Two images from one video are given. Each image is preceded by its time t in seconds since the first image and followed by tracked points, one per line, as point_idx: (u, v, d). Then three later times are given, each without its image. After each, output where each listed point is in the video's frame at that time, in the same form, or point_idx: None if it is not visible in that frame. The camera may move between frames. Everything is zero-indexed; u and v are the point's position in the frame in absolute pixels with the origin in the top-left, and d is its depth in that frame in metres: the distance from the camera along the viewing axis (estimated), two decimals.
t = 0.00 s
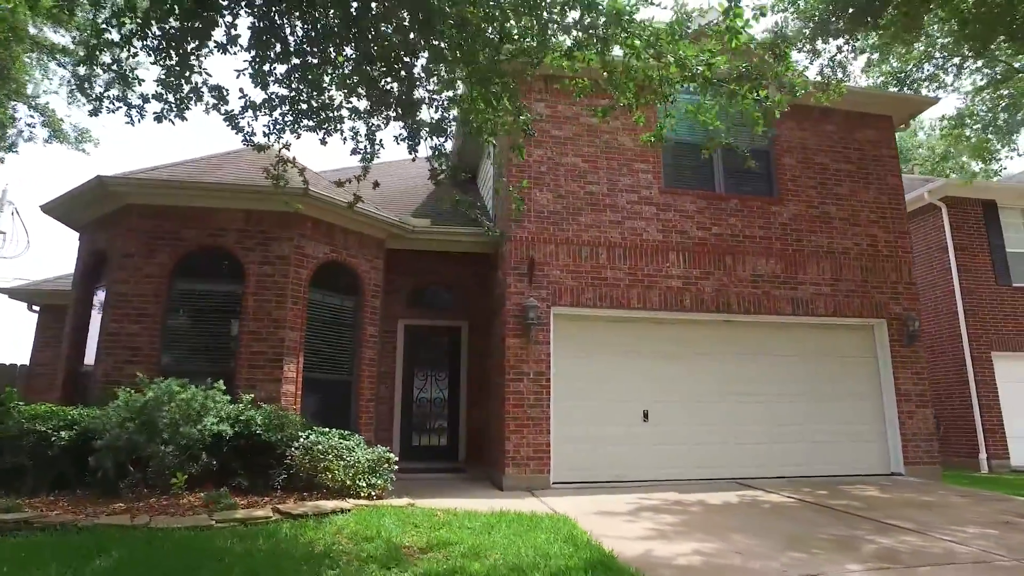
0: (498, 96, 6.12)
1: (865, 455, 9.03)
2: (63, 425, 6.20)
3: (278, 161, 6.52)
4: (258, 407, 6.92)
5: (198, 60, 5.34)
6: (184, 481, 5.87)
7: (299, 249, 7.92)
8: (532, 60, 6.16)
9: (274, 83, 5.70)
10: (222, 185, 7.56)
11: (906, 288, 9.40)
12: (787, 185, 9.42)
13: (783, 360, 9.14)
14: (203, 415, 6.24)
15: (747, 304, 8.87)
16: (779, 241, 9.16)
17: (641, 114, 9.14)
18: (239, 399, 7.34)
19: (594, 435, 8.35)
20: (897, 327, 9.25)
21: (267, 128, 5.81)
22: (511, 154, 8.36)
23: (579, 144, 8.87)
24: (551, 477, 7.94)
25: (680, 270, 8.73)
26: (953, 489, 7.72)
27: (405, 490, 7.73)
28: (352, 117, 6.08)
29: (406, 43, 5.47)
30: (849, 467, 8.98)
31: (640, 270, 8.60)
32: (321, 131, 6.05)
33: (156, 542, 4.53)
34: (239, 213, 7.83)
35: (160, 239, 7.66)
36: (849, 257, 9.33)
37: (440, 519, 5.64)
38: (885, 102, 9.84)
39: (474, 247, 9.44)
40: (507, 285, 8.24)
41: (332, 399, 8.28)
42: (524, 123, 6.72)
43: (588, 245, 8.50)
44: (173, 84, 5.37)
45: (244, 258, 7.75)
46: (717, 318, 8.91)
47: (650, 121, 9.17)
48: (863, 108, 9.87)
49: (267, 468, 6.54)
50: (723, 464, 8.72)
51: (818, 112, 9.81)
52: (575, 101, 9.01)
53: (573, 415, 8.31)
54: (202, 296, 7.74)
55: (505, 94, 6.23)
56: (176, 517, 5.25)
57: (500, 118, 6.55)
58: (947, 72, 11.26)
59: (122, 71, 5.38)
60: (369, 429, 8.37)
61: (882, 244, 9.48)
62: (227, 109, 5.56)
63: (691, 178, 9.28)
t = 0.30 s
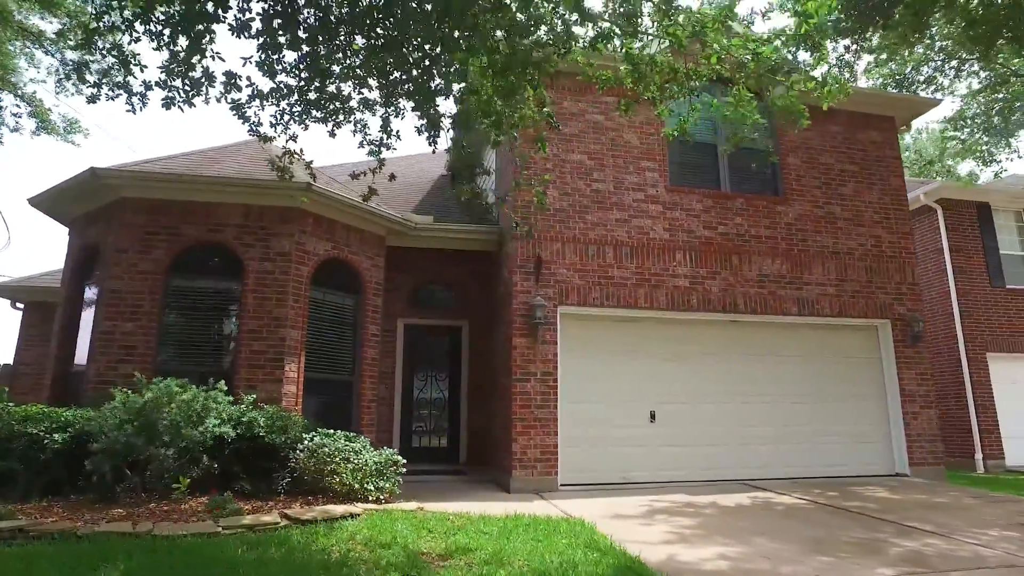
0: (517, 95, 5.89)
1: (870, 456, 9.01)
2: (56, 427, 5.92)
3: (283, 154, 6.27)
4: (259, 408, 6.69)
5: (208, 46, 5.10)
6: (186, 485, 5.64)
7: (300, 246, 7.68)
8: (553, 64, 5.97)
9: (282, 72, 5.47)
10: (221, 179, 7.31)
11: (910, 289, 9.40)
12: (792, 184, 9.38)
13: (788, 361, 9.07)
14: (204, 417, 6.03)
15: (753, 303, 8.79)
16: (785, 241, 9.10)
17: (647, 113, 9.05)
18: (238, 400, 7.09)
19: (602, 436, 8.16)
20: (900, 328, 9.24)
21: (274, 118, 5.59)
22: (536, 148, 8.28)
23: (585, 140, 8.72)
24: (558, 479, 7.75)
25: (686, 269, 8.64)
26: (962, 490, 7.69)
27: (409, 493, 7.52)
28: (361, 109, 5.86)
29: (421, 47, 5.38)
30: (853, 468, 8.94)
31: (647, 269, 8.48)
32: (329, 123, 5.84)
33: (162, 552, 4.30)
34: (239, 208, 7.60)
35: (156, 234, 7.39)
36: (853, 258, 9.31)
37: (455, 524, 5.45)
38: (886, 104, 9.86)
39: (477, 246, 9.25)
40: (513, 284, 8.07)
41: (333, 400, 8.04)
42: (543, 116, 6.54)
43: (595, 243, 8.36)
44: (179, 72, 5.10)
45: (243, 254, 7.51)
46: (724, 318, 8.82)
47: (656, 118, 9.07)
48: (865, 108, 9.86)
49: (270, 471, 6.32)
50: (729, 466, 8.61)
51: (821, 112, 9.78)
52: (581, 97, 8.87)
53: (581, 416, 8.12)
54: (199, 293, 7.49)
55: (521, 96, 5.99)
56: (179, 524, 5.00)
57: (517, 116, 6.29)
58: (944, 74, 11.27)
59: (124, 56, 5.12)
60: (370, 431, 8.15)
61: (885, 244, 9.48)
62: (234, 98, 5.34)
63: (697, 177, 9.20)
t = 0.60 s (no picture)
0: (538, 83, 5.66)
1: (883, 456, 8.89)
2: (56, 428, 5.68)
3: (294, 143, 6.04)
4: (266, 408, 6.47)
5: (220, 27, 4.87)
6: (193, 487, 5.41)
7: (307, 240, 7.46)
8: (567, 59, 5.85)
9: (297, 57, 5.27)
10: (227, 170, 7.10)
11: (921, 287, 9.31)
12: (804, 181, 9.28)
13: (801, 359, 8.94)
14: (211, 417, 5.83)
15: (767, 301, 8.66)
16: (797, 238, 8.99)
17: (659, 107, 8.91)
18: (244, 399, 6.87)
19: (615, 436, 7.98)
20: (913, 326, 9.15)
21: (287, 104, 5.39)
22: (560, 137, 8.21)
23: (596, 134, 8.58)
24: (571, 480, 7.57)
25: (699, 266, 8.50)
26: (979, 490, 7.59)
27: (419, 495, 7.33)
28: (377, 96, 5.65)
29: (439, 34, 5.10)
30: (867, 468, 8.81)
31: (660, 266, 8.33)
32: (343, 110, 5.63)
33: (175, 559, 4.08)
34: (243, 200, 7.38)
35: (158, 227, 7.15)
36: (866, 255, 9.21)
37: (475, 528, 5.26)
38: (897, 100, 9.77)
39: (485, 242, 9.07)
40: (525, 280, 7.89)
41: (339, 399, 7.81)
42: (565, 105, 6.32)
43: (608, 238, 8.20)
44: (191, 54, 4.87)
45: (248, 248, 7.28)
46: (737, 316, 8.67)
47: (668, 113, 8.94)
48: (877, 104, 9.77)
49: (278, 473, 6.09)
50: (743, 467, 8.44)
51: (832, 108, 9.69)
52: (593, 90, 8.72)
53: (594, 416, 7.94)
54: (202, 289, 7.24)
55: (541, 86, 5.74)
56: (189, 528, 4.78)
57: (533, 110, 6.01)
58: (950, 72, 11.22)
59: (132, 38, 4.90)
60: (377, 431, 7.92)
61: (897, 241, 9.39)
62: (246, 83, 5.13)
63: (709, 173, 9.07)
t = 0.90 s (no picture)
0: (560, 77, 5.43)
1: (897, 458, 8.76)
2: (56, 432, 5.45)
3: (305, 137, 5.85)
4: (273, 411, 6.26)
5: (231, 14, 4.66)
6: (201, 495, 5.20)
7: (315, 238, 7.27)
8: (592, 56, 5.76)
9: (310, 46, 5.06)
10: (233, 166, 6.89)
11: (934, 287, 9.21)
12: (816, 179, 9.17)
13: (814, 360, 8.80)
14: (218, 421, 5.55)
15: (780, 301, 8.53)
16: (810, 237, 8.88)
17: (671, 105, 8.78)
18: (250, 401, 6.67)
19: (627, 438, 7.82)
20: (926, 326, 9.04)
21: (299, 96, 5.21)
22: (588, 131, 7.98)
23: (608, 131, 8.44)
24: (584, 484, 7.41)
25: (712, 265, 8.36)
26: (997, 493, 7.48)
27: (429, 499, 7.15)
28: (392, 89, 5.46)
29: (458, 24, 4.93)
30: (881, 471, 8.67)
31: (673, 265, 8.19)
32: (356, 103, 5.45)
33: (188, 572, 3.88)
34: (249, 197, 7.18)
35: (161, 225, 6.96)
36: (878, 255, 9.10)
37: (495, 535, 5.08)
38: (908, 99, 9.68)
39: (492, 240, 8.90)
40: (537, 279, 7.73)
41: (346, 401, 7.61)
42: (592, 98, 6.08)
43: (620, 237, 8.05)
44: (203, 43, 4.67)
45: (253, 247, 7.09)
46: (750, 316, 8.53)
47: (679, 110, 8.81)
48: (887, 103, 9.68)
49: (287, 478, 5.90)
50: (757, 469, 8.28)
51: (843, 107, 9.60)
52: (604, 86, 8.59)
53: (606, 418, 7.77)
54: (204, 289, 7.04)
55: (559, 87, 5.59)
56: (199, 538, 4.57)
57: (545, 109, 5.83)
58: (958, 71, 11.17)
59: (139, 25, 4.70)
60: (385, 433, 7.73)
61: (910, 241, 9.28)
62: (258, 74, 4.94)
63: (721, 171, 8.95)
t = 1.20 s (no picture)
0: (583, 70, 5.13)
1: (910, 460, 8.64)
2: (55, 437, 5.24)
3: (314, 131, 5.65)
4: (280, 414, 6.06)
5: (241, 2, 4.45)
6: (208, 502, 5.00)
7: (321, 236, 7.11)
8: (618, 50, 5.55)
9: (322, 38, 4.88)
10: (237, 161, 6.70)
11: (946, 288, 9.10)
12: (828, 178, 9.06)
13: (826, 361, 8.68)
14: (225, 424, 5.33)
15: (793, 301, 8.41)
16: (823, 236, 8.76)
17: (683, 102, 8.65)
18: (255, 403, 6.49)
19: (639, 440, 7.67)
20: (938, 327, 8.93)
21: (309, 89, 5.06)
22: (620, 123, 8.03)
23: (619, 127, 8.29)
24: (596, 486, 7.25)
25: (724, 265, 8.23)
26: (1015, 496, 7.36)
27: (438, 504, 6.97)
28: (404, 83, 5.31)
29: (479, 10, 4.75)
30: (893, 474, 8.55)
31: (685, 265, 8.05)
32: (367, 98, 5.28)
33: None
34: (253, 194, 7.01)
35: (163, 222, 6.77)
36: (890, 255, 8.99)
37: (512, 543, 4.90)
38: (919, 97, 9.58)
39: (499, 239, 8.75)
40: (548, 279, 7.57)
41: (352, 403, 7.42)
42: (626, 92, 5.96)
43: (632, 236, 7.90)
44: (211, 34, 4.48)
45: (258, 244, 6.92)
46: (763, 316, 8.40)
47: (691, 107, 8.67)
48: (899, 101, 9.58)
49: (294, 484, 5.71)
50: (770, 472, 8.15)
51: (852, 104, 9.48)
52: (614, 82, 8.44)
53: (618, 420, 7.62)
54: (204, 287, 6.84)
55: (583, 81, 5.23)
56: (207, 548, 4.38)
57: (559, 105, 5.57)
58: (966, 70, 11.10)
59: (144, 13, 4.50)
60: (392, 436, 7.54)
61: (921, 240, 9.18)
62: (268, 65, 4.77)
63: (732, 169, 8.82)
